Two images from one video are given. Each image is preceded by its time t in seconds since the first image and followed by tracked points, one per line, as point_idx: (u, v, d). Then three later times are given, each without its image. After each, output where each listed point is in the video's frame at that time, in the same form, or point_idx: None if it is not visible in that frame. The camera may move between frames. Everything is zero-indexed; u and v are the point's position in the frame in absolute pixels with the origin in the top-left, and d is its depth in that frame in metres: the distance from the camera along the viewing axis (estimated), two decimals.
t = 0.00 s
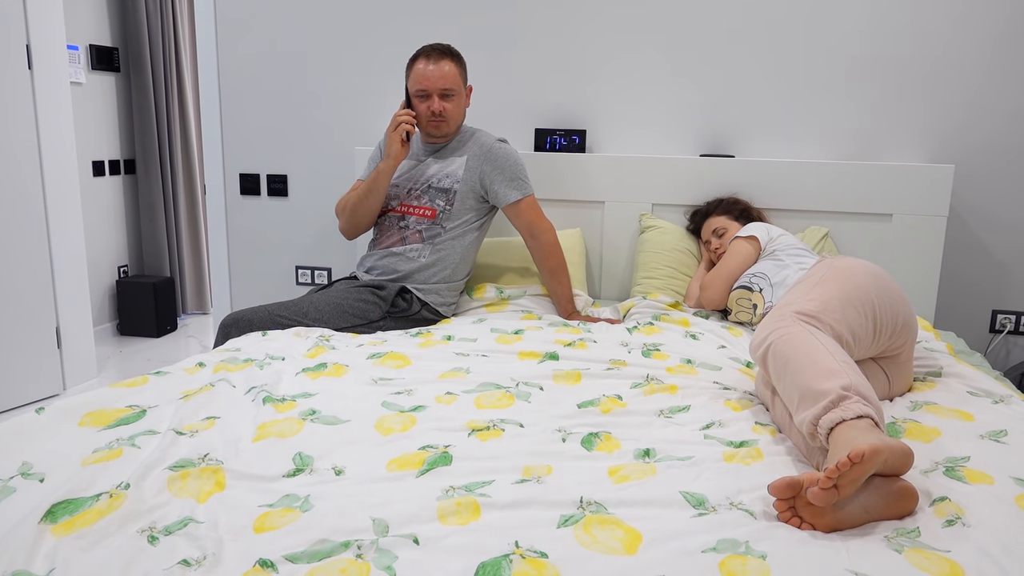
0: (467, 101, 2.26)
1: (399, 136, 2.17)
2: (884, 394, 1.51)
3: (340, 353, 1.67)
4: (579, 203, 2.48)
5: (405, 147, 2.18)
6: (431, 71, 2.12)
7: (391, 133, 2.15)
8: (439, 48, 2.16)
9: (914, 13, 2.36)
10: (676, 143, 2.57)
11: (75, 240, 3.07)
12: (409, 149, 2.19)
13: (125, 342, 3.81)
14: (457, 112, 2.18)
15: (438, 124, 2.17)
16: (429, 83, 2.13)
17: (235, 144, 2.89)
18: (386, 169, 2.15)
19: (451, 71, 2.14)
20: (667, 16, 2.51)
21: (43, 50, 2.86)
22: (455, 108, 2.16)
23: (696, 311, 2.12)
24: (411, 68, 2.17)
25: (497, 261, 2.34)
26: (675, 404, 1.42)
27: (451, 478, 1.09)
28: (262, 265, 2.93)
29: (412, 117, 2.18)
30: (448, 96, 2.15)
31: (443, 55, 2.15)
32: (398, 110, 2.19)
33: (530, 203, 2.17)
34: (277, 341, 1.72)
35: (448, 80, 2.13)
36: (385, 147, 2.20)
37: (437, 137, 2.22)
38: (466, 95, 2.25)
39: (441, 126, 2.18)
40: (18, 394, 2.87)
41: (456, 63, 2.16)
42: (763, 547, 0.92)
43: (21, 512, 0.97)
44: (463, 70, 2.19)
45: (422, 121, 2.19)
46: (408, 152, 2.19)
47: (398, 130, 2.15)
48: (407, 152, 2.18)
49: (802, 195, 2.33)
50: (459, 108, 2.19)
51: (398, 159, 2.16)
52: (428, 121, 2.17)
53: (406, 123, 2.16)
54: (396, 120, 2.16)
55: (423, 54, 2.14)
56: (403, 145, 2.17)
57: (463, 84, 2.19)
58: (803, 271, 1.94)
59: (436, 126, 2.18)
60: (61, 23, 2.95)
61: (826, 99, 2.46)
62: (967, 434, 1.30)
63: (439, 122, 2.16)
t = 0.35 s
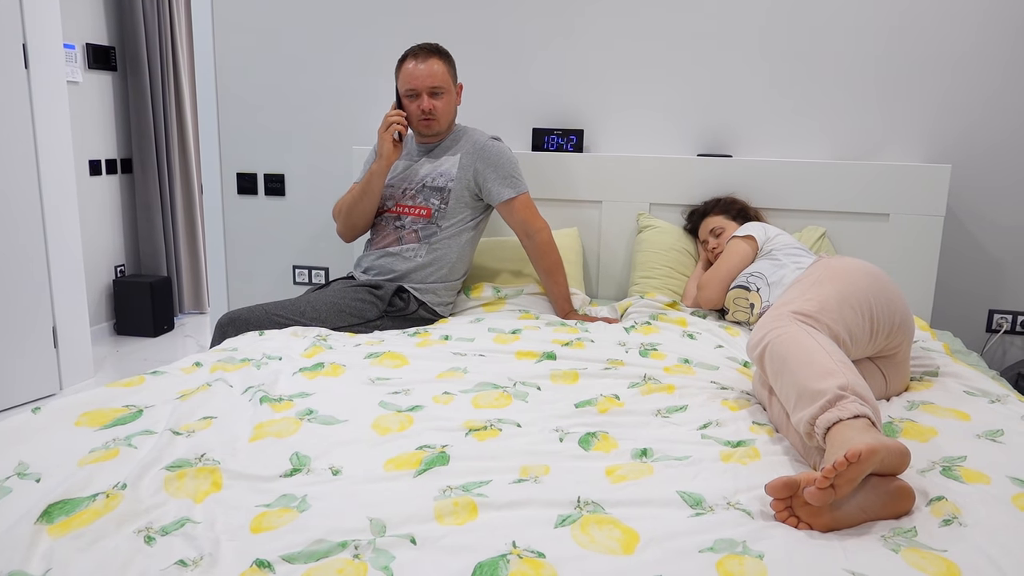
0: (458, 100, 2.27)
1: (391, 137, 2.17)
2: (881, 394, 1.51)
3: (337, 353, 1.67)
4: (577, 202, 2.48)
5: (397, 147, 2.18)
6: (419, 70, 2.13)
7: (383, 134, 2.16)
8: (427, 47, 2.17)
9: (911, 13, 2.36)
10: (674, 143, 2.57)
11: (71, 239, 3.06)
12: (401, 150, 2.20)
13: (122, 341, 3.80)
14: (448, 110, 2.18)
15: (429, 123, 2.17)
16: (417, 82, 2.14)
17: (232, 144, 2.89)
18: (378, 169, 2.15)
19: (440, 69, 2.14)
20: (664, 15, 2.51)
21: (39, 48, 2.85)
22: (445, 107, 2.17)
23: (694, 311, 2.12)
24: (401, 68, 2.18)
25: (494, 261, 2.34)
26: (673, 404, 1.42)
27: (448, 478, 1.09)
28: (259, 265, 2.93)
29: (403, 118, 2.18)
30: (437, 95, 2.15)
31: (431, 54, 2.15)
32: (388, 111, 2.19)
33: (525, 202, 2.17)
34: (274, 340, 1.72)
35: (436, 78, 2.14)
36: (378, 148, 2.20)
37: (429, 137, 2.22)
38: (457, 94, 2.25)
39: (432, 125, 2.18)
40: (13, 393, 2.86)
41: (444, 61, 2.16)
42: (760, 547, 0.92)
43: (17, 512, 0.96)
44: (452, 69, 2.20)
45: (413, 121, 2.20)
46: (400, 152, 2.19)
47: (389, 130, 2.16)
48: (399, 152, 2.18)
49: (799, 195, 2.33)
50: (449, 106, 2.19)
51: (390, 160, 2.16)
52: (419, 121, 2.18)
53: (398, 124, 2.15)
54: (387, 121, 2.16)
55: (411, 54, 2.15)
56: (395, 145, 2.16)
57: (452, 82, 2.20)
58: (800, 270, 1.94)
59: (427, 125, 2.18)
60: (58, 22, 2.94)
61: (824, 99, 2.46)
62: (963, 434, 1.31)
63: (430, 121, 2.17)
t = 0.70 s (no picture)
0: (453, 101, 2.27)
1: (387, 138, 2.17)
2: (878, 394, 1.51)
3: (334, 353, 1.67)
4: (574, 202, 2.48)
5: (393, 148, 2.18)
6: (413, 71, 2.13)
7: (379, 134, 2.16)
8: (422, 48, 2.17)
9: (908, 13, 2.37)
10: (671, 144, 2.57)
11: (67, 239, 3.05)
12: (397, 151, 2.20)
13: (119, 341, 3.80)
14: (442, 110, 2.18)
15: (423, 123, 2.17)
16: (411, 82, 2.14)
17: (229, 143, 2.88)
18: (374, 170, 2.16)
19: (434, 69, 2.14)
20: (661, 16, 2.51)
21: (35, 48, 2.84)
22: (439, 107, 2.16)
23: (691, 311, 2.12)
24: (395, 69, 2.18)
25: (492, 262, 2.33)
26: (670, 404, 1.42)
27: (446, 478, 1.09)
28: (256, 265, 2.92)
29: (398, 118, 2.18)
30: (431, 94, 2.15)
31: (425, 55, 2.16)
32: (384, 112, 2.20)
33: (520, 202, 2.17)
34: (270, 341, 1.72)
35: (430, 78, 2.14)
36: (373, 148, 2.21)
37: (424, 137, 2.21)
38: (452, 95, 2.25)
39: (426, 125, 2.18)
40: (9, 394, 2.85)
41: (439, 62, 2.17)
42: (757, 548, 0.92)
43: (13, 514, 0.96)
44: (447, 70, 2.20)
45: (408, 121, 2.20)
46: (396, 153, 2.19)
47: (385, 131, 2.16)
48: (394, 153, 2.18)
49: (796, 196, 2.33)
50: (444, 106, 2.18)
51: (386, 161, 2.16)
52: (414, 121, 2.17)
53: (393, 124, 2.16)
54: (382, 122, 2.16)
55: (405, 55, 2.16)
56: (391, 146, 2.18)
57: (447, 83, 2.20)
58: (797, 270, 1.94)
59: (422, 126, 2.18)
60: (54, 21, 2.93)
61: (821, 100, 2.46)
62: (959, 434, 1.31)
63: (424, 121, 2.16)
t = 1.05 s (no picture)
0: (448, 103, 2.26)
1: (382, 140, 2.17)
2: (874, 396, 1.51)
3: (331, 356, 1.67)
4: (571, 204, 2.49)
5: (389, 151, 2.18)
6: (408, 73, 2.13)
7: (374, 137, 2.16)
8: (416, 50, 2.17)
9: (904, 15, 2.37)
10: (667, 145, 2.58)
11: (64, 241, 3.05)
12: (392, 153, 2.19)
13: (115, 344, 3.79)
14: (437, 112, 2.18)
15: (419, 126, 2.17)
16: (406, 84, 2.13)
17: (225, 145, 2.88)
18: (369, 173, 2.15)
19: (428, 71, 2.14)
20: (656, 18, 2.51)
21: (31, 49, 2.84)
22: (434, 109, 2.16)
23: (688, 312, 2.12)
24: (390, 71, 2.18)
25: (488, 264, 2.33)
26: (667, 407, 1.42)
27: (443, 482, 1.09)
28: (252, 267, 2.92)
29: (393, 121, 2.18)
30: (426, 97, 2.15)
31: (419, 57, 2.15)
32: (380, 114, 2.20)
33: (516, 204, 2.17)
34: (267, 344, 1.72)
35: (425, 80, 2.13)
36: (368, 151, 2.20)
37: (419, 139, 2.22)
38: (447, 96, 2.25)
39: (422, 127, 2.18)
40: (4, 397, 2.84)
41: (433, 64, 2.16)
42: (754, 550, 0.93)
43: (9, 519, 0.96)
44: (441, 71, 2.20)
45: (403, 123, 2.20)
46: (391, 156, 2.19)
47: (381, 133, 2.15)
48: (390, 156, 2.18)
49: (792, 197, 2.34)
50: (438, 108, 2.18)
51: (381, 164, 2.16)
52: (409, 123, 2.17)
53: (389, 127, 2.16)
54: (378, 125, 2.16)
55: (399, 57, 2.16)
56: (385, 149, 2.16)
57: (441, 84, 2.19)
58: (793, 272, 1.94)
59: (417, 128, 2.18)
60: (49, 22, 2.93)
61: (817, 101, 2.47)
62: (955, 436, 1.31)
63: (419, 124, 2.16)
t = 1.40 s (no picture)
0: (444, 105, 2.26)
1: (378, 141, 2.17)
2: (869, 397, 1.51)
3: (326, 357, 1.66)
4: (567, 206, 2.48)
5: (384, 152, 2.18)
6: (403, 75, 2.13)
7: (370, 138, 2.15)
8: (411, 52, 2.17)
9: (899, 18, 2.38)
10: (662, 147, 2.58)
11: (59, 243, 3.03)
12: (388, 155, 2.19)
13: (110, 345, 3.77)
14: (432, 113, 2.18)
15: (414, 127, 2.17)
16: (401, 86, 2.13)
17: (220, 147, 2.87)
18: (364, 174, 2.15)
19: (424, 73, 2.14)
20: (652, 20, 2.52)
21: (26, 50, 2.83)
22: (429, 111, 2.16)
23: (684, 314, 2.12)
24: (386, 72, 2.18)
25: (484, 265, 2.33)
26: (663, 408, 1.42)
27: (438, 483, 1.08)
28: (248, 268, 2.91)
29: (388, 122, 2.18)
30: (421, 98, 2.15)
31: (415, 59, 2.15)
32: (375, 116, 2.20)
33: (513, 205, 2.16)
34: (263, 345, 1.71)
35: (420, 82, 2.13)
36: (364, 153, 2.19)
37: (415, 140, 2.22)
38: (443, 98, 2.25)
39: (417, 129, 2.18)
40: None
41: (429, 66, 2.16)
42: (750, 552, 0.93)
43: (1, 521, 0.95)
44: (437, 73, 2.20)
45: (399, 125, 2.19)
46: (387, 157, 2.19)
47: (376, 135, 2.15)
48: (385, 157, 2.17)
49: (788, 199, 2.34)
50: (434, 110, 2.18)
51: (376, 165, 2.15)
52: (404, 125, 2.17)
53: (383, 128, 2.15)
54: (373, 126, 2.16)
55: (395, 58, 2.16)
56: (381, 150, 2.15)
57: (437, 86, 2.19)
58: (789, 274, 1.94)
59: (412, 130, 2.18)
60: (45, 23, 2.92)
61: (812, 103, 2.47)
62: (951, 437, 1.31)
63: (414, 125, 2.16)
